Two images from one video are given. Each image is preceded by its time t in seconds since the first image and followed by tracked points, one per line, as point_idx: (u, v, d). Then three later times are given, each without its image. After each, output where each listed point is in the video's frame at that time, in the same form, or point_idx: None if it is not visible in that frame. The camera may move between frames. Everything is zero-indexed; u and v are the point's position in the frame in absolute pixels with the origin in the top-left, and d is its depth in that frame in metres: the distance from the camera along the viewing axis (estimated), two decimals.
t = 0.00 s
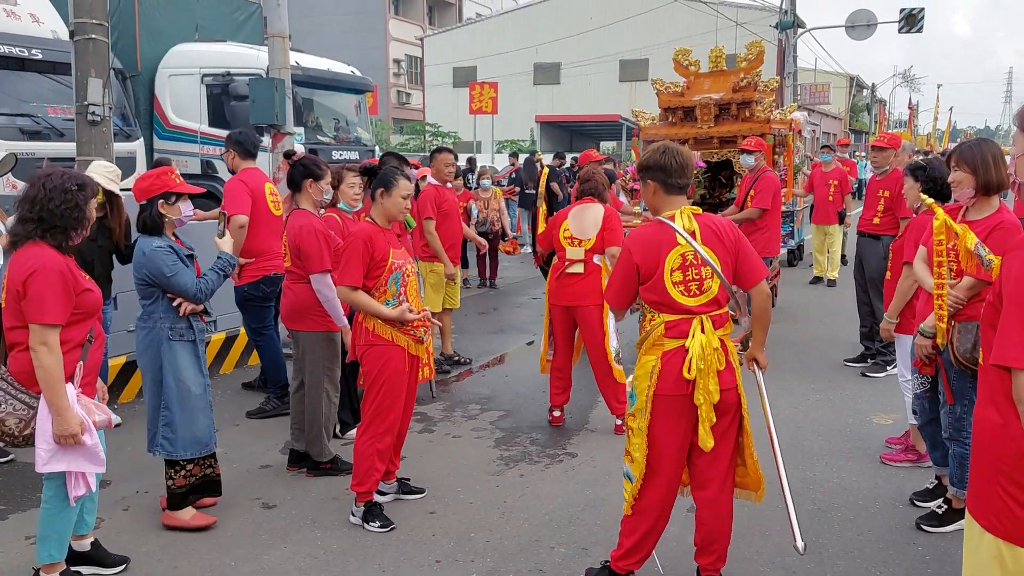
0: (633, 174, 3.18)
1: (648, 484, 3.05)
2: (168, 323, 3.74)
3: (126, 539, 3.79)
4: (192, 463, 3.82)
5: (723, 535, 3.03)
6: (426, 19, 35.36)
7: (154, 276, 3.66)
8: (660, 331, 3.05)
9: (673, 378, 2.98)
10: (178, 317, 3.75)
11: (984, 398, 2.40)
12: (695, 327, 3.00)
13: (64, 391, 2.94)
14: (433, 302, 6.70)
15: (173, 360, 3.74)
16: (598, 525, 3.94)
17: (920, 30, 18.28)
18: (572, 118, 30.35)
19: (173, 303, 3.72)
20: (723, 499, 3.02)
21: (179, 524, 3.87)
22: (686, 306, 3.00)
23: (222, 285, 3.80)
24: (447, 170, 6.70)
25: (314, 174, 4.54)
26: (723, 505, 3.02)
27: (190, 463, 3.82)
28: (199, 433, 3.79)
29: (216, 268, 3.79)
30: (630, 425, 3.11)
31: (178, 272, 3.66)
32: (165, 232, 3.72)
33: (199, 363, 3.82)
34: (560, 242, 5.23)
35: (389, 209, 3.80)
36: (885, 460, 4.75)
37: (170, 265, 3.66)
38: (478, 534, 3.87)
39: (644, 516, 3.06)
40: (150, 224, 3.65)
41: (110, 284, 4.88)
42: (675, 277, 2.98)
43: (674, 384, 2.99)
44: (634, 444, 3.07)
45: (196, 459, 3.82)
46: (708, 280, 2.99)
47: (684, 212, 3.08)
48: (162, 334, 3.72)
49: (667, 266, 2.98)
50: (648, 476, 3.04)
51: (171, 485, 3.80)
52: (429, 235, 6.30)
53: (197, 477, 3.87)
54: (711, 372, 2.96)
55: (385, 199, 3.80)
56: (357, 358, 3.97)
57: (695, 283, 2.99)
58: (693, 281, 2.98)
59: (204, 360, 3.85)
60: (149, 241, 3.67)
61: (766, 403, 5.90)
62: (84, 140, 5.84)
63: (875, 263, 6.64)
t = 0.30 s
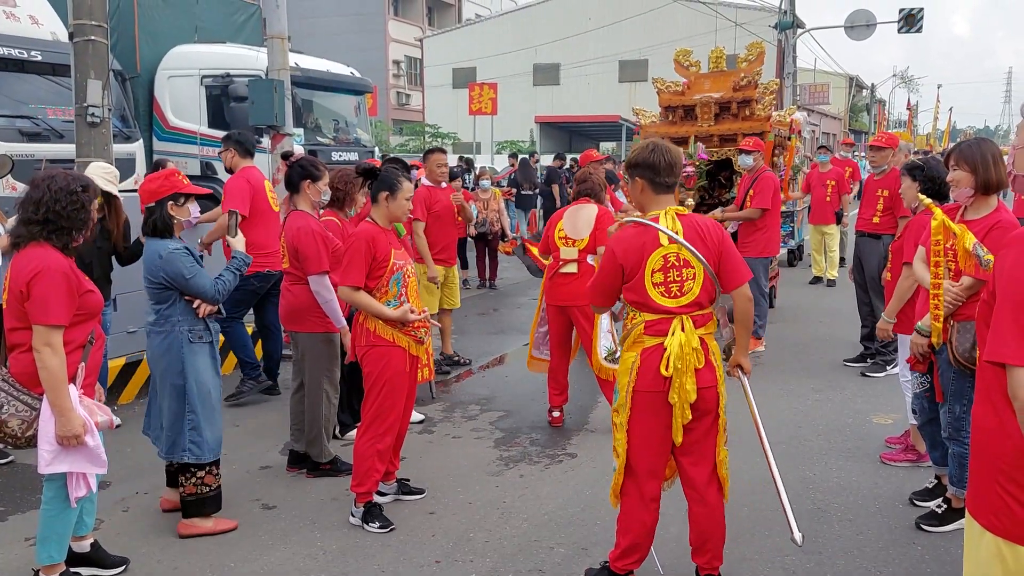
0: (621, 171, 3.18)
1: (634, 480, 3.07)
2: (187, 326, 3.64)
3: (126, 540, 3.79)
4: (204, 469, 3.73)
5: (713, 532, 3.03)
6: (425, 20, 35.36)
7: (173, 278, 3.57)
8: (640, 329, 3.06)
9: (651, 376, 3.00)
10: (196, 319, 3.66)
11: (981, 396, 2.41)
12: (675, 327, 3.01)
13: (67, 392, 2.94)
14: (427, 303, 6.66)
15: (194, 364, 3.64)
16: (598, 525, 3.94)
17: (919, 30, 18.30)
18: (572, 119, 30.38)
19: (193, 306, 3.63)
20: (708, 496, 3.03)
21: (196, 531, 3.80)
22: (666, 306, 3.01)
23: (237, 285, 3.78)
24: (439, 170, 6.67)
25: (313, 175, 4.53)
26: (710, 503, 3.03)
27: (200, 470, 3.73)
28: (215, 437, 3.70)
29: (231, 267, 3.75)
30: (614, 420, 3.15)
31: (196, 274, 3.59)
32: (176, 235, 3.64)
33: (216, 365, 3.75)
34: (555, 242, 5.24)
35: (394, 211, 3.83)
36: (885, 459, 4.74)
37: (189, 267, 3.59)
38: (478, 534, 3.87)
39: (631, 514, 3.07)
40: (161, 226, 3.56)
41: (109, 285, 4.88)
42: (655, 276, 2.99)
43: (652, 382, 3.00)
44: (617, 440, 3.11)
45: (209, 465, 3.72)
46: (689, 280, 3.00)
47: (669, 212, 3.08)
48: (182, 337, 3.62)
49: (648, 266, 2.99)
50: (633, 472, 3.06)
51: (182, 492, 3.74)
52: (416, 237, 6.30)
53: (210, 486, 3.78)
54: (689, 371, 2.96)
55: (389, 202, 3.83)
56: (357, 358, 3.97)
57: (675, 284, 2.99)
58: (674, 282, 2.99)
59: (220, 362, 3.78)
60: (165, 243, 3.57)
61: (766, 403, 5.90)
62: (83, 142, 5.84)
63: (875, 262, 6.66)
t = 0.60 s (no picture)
0: (615, 171, 3.18)
1: (627, 477, 3.07)
2: (197, 329, 3.63)
3: (125, 542, 3.79)
4: (209, 473, 3.73)
5: (709, 531, 3.04)
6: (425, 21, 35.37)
7: (183, 280, 3.54)
8: (630, 326, 3.07)
9: (639, 373, 3.01)
10: (205, 322, 3.66)
11: (979, 396, 2.41)
12: (663, 325, 3.01)
13: (67, 394, 2.94)
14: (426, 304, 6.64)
15: (207, 367, 3.64)
16: (597, 525, 3.94)
17: (918, 29, 18.31)
18: (571, 119, 30.39)
19: (202, 308, 3.63)
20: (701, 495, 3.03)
21: (198, 533, 3.81)
22: (655, 304, 3.02)
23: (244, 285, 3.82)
24: (439, 171, 6.64)
25: (310, 176, 4.52)
26: (704, 501, 3.03)
27: (206, 474, 3.73)
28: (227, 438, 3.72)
29: (239, 268, 3.81)
30: (606, 417, 3.17)
31: (207, 276, 3.58)
32: (180, 238, 3.62)
33: (224, 367, 3.76)
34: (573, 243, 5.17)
35: (394, 213, 3.86)
36: (884, 459, 4.75)
37: (199, 270, 3.57)
38: (477, 534, 3.87)
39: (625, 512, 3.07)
40: (168, 228, 3.54)
41: (108, 287, 4.89)
42: (643, 275, 3.00)
43: (641, 379, 3.01)
44: (608, 436, 3.13)
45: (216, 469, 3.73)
46: (678, 278, 3.00)
47: (659, 212, 3.09)
48: (193, 341, 3.61)
49: (635, 264, 3.01)
50: (627, 470, 3.07)
51: (187, 495, 3.73)
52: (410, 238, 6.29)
53: (217, 489, 3.79)
54: (677, 369, 2.96)
55: (392, 205, 3.87)
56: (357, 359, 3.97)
57: (663, 282, 3.00)
58: (663, 280, 3.00)
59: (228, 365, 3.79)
60: (174, 245, 3.55)
61: (766, 403, 5.90)
62: (82, 143, 5.85)
63: (874, 262, 6.67)
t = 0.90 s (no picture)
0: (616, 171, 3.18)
1: (627, 476, 3.07)
2: (199, 333, 3.63)
3: (124, 543, 3.79)
4: (214, 478, 3.74)
5: (709, 528, 3.03)
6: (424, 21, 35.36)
7: (188, 284, 3.54)
8: (633, 326, 3.07)
9: (643, 373, 3.01)
10: (206, 325, 3.66)
11: (977, 395, 2.41)
12: (667, 325, 3.01)
13: (64, 396, 2.93)
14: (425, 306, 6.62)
15: (211, 371, 3.65)
16: (597, 525, 3.93)
17: (917, 28, 18.31)
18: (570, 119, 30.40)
19: (205, 312, 3.64)
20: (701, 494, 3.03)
21: (193, 534, 3.80)
22: (659, 302, 3.02)
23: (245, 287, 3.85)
24: (439, 173, 6.63)
25: (309, 176, 4.52)
26: (705, 501, 3.03)
27: (211, 478, 3.74)
28: (235, 442, 3.73)
29: (241, 271, 3.86)
30: (607, 417, 3.15)
31: (211, 280, 3.59)
32: (183, 240, 3.62)
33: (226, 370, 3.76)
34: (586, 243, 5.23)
35: (391, 214, 3.85)
36: (883, 458, 4.74)
37: (203, 272, 3.57)
38: (477, 535, 3.87)
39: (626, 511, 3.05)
40: (172, 229, 3.54)
41: (106, 288, 4.89)
42: (648, 271, 2.99)
43: (644, 379, 3.01)
44: (611, 436, 3.12)
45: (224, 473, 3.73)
46: (683, 276, 2.99)
47: (662, 210, 3.09)
48: (196, 344, 3.61)
49: (639, 262, 2.99)
50: (627, 470, 3.06)
51: (192, 498, 3.75)
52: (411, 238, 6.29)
53: (219, 495, 3.79)
54: (681, 369, 2.96)
55: (392, 207, 3.87)
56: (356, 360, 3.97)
57: (667, 279, 2.99)
58: (667, 277, 2.99)
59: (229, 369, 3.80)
60: (177, 248, 3.55)
61: (765, 402, 5.90)
62: (80, 144, 5.85)
63: (872, 260, 6.66)
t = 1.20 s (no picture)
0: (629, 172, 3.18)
1: (638, 476, 3.07)
2: (201, 334, 3.63)
3: (124, 544, 3.78)
4: (215, 479, 3.73)
5: (715, 528, 3.03)
6: (423, 21, 35.34)
7: (187, 286, 3.53)
8: (651, 326, 3.05)
9: (663, 375, 3.00)
10: (207, 327, 3.66)
11: (978, 394, 2.40)
12: (686, 325, 3.01)
13: (61, 400, 2.92)
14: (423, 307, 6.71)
15: (213, 372, 3.65)
16: (597, 525, 3.93)
17: (916, 28, 18.31)
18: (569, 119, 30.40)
19: (204, 313, 3.63)
20: (710, 494, 3.03)
21: (193, 535, 3.79)
22: (678, 303, 3.01)
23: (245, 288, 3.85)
24: (439, 174, 6.66)
25: (310, 177, 4.52)
26: (713, 502, 3.02)
27: (211, 479, 3.72)
28: (235, 443, 3.73)
29: (240, 271, 3.86)
30: (620, 420, 3.12)
31: (211, 282, 3.58)
32: (181, 241, 3.60)
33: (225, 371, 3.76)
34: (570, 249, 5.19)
35: (387, 216, 3.85)
36: (884, 458, 4.74)
37: (203, 275, 3.56)
38: (477, 535, 3.86)
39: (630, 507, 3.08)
40: (171, 231, 3.53)
41: (105, 288, 4.92)
42: (668, 269, 2.98)
43: (665, 381, 3.00)
44: (624, 439, 3.09)
45: (222, 474, 3.71)
46: (701, 274, 3.00)
47: (680, 207, 3.09)
48: (198, 346, 3.61)
49: (658, 260, 2.98)
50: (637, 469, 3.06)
51: (192, 499, 3.74)
52: (416, 238, 6.32)
53: (220, 496, 3.78)
54: (701, 369, 2.98)
55: (391, 207, 3.87)
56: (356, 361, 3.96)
57: (687, 277, 2.99)
58: (686, 274, 2.99)
59: (229, 369, 3.80)
60: (176, 250, 3.54)
61: (765, 402, 5.90)
62: (80, 145, 5.85)
63: (872, 260, 6.66)
